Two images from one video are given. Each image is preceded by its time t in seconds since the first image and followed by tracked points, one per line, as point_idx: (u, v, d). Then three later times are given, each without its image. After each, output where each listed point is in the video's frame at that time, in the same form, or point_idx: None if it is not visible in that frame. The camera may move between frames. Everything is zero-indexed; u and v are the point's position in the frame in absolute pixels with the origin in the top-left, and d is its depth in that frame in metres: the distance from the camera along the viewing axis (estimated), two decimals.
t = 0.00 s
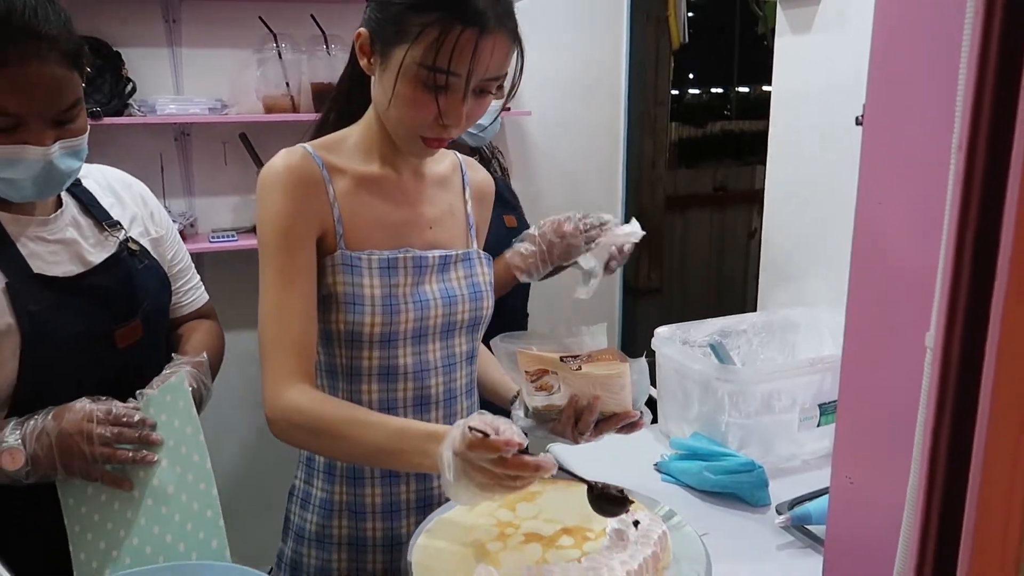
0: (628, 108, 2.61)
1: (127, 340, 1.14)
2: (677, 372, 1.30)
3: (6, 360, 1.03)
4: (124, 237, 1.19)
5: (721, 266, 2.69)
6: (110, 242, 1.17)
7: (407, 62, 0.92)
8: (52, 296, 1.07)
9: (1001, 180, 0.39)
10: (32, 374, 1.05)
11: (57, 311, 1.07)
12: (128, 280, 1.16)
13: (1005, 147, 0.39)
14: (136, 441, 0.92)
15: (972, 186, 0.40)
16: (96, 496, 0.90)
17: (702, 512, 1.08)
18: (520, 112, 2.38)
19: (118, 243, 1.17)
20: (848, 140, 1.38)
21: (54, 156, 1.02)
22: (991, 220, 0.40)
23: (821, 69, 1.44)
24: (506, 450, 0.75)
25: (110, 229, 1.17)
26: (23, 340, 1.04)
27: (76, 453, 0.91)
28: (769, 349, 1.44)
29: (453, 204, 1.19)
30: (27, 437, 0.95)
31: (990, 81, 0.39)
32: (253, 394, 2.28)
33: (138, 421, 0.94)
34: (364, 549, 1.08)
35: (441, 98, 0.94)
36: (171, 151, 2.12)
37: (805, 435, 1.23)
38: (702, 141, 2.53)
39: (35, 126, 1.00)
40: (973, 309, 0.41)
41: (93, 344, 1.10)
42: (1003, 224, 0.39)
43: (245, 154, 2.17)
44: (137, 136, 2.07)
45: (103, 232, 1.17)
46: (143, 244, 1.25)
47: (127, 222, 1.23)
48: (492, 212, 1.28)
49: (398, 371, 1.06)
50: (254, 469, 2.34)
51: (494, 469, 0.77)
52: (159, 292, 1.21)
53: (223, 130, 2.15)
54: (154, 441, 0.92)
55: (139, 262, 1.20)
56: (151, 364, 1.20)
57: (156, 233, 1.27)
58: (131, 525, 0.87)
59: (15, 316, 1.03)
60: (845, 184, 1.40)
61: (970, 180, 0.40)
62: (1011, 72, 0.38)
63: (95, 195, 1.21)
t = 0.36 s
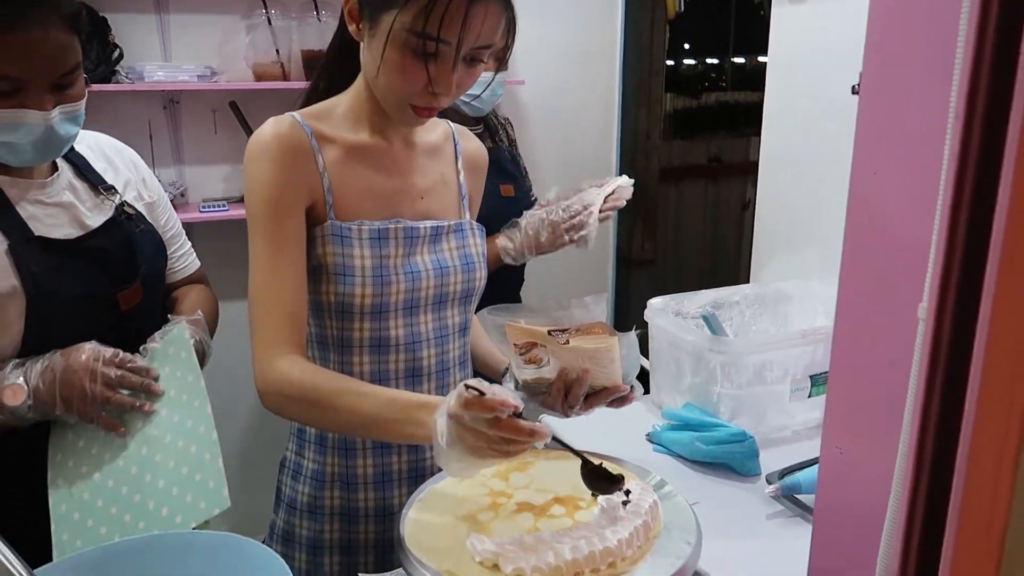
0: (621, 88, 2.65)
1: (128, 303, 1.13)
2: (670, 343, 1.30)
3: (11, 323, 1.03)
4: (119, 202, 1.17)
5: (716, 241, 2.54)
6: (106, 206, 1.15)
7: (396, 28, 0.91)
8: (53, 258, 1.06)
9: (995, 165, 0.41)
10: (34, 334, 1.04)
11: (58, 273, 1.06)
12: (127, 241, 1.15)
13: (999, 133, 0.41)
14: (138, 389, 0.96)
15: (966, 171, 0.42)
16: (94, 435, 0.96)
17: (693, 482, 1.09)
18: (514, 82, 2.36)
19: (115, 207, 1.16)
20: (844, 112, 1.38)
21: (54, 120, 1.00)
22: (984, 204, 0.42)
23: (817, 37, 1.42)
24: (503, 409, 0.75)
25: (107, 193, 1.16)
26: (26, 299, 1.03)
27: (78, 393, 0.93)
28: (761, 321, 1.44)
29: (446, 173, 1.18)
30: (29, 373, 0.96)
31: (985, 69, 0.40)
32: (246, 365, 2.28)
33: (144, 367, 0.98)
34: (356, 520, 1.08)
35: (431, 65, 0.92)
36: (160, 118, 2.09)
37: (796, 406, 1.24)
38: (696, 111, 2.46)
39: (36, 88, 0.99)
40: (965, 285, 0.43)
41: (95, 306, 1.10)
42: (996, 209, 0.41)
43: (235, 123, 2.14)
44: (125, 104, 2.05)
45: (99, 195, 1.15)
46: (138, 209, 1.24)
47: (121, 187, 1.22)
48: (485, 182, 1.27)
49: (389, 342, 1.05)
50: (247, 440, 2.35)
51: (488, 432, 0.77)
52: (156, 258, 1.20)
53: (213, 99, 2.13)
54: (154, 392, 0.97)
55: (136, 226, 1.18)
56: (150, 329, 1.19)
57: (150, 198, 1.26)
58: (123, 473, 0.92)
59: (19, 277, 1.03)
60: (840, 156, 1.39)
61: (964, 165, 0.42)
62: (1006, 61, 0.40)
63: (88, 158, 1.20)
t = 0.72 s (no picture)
0: (621, 59, 2.58)
1: (158, 254, 1.35)
2: (668, 322, 1.30)
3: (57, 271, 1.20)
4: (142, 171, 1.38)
5: (713, 220, 2.66)
6: (132, 172, 1.36)
7: (388, 4, 0.89)
8: (85, 212, 1.24)
9: (998, 143, 0.41)
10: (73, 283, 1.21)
11: (90, 224, 1.24)
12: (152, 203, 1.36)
13: (1002, 115, 0.41)
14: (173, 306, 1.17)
15: (968, 152, 0.42)
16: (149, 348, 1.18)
17: (690, 459, 1.10)
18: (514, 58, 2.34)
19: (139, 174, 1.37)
20: (845, 89, 1.37)
21: (94, 89, 1.18)
22: (985, 187, 0.42)
23: (817, 12, 1.41)
24: (489, 388, 0.74)
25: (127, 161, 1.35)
26: (68, 249, 1.20)
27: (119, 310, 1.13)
28: (759, 300, 1.43)
29: (443, 149, 1.17)
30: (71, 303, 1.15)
31: (989, 44, 0.40)
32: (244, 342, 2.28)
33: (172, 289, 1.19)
34: (356, 497, 1.09)
35: (423, 42, 0.91)
36: (155, 94, 2.08)
37: (793, 384, 1.25)
38: (695, 89, 2.49)
39: (78, 59, 1.16)
40: (966, 265, 0.43)
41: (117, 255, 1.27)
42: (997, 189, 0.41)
43: (231, 98, 2.13)
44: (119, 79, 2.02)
45: (126, 164, 1.36)
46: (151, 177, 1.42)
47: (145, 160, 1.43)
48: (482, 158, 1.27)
49: (387, 320, 1.06)
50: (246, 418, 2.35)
51: (476, 412, 0.76)
52: (164, 219, 1.38)
53: (209, 75, 2.12)
54: (187, 307, 1.19)
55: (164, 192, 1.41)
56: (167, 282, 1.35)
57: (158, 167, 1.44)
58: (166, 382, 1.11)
59: (61, 228, 1.20)
60: (839, 133, 1.38)
61: (965, 148, 0.42)
62: (1011, 44, 0.40)
63: (114, 132, 1.40)
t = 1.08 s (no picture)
0: (620, 53, 2.61)
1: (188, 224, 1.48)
2: (665, 314, 1.31)
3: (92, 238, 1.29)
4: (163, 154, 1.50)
5: (712, 209, 2.57)
6: (156, 155, 1.47)
7: None
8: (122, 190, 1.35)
9: (993, 135, 0.41)
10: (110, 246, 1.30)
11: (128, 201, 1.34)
12: (174, 182, 1.48)
13: (996, 107, 0.41)
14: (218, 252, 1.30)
15: (964, 143, 0.42)
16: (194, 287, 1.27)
17: (686, 449, 1.10)
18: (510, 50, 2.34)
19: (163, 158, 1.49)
20: (844, 80, 1.36)
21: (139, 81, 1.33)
22: (980, 180, 0.42)
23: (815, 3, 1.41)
24: (490, 376, 0.74)
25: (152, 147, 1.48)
26: (106, 218, 1.29)
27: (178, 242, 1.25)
28: (756, 292, 1.44)
29: (438, 140, 1.17)
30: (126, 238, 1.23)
31: (986, 36, 0.40)
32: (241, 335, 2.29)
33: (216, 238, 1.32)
34: (352, 488, 1.10)
35: (411, 34, 0.91)
36: (152, 86, 2.08)
37: (790, 375, 1.25)
38: (694, 82, 2.46)
39: (126, 52, 1.30)
40: (961, 256, 0.43)
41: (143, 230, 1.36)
42: (992, 181, 0.41)
43: (228, 90, 2.14)
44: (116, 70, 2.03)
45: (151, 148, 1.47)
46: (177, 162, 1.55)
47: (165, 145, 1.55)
48: (478, 149, 1.27)
49: (381, 312, 1.06)
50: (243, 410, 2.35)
51: (474, 402, 0.76)
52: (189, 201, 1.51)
53: (207, 66, 2.12)
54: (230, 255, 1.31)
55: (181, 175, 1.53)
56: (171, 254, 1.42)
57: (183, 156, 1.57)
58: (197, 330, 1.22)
59: (98, 199, 1.28)
60: (837, 125, 1.38)
61: (961, 139, 0.42)
62: (1005, 38, 0.40)
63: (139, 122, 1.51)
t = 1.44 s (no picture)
0: (616, 49, 2.56)
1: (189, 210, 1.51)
2: (661, 307, 1.31)
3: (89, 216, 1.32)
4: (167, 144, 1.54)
5: (708, 205, 2.66)
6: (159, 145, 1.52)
7: None
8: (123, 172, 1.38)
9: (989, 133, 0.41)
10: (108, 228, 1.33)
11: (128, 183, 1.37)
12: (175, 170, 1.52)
13: (992, 102, 0.41)
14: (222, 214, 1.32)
15: (960, 138, 0.42)
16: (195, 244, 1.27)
17: (682, 443, 1.11)
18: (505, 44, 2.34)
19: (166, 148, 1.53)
20: (841, 74, 1.36)
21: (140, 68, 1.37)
22: (974, 179, 0.42)
23: None
24: (463, 370, 0.73)
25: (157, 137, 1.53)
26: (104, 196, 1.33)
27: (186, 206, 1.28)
28: (753, 287, 1.44)
29: (432, 134, 1.17)
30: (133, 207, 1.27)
31: (982, 31, 0.40)
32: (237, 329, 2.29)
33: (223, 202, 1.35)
34: (349, 482, 1.10)
35: (402, 28, 0.90)
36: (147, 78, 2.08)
37: (786, 369, 1.25)
38: (690, 77, 2.50)
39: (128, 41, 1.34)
40: (956, 253, 0.43)
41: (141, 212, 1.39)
42: (988, 176, 0.41)
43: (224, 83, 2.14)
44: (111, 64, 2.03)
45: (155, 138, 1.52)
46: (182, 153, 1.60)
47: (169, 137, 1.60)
48: (473, 143, 1.26)
49: (376, 306, 1.06)
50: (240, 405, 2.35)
51: (449, 394, 0.76)
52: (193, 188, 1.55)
53: (203, 59, 2.13)
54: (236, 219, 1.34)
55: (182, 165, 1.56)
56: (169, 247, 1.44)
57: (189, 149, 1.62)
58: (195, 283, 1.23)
59: (96, 179, 1.32)
60: (834, 119, 1.38)
61: (957, 134, 0.42)
62: (1000, 38, 0.40)
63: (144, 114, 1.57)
